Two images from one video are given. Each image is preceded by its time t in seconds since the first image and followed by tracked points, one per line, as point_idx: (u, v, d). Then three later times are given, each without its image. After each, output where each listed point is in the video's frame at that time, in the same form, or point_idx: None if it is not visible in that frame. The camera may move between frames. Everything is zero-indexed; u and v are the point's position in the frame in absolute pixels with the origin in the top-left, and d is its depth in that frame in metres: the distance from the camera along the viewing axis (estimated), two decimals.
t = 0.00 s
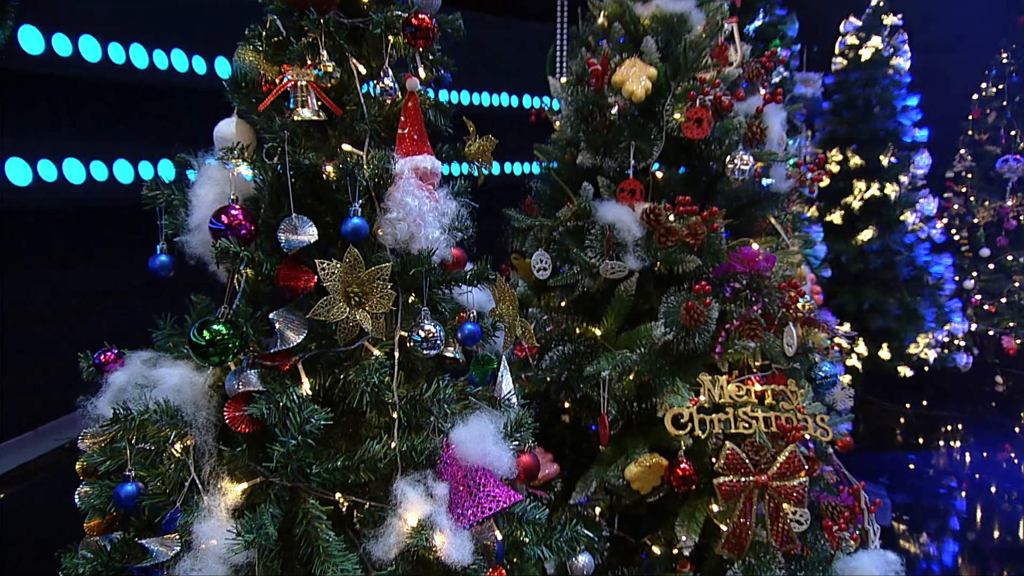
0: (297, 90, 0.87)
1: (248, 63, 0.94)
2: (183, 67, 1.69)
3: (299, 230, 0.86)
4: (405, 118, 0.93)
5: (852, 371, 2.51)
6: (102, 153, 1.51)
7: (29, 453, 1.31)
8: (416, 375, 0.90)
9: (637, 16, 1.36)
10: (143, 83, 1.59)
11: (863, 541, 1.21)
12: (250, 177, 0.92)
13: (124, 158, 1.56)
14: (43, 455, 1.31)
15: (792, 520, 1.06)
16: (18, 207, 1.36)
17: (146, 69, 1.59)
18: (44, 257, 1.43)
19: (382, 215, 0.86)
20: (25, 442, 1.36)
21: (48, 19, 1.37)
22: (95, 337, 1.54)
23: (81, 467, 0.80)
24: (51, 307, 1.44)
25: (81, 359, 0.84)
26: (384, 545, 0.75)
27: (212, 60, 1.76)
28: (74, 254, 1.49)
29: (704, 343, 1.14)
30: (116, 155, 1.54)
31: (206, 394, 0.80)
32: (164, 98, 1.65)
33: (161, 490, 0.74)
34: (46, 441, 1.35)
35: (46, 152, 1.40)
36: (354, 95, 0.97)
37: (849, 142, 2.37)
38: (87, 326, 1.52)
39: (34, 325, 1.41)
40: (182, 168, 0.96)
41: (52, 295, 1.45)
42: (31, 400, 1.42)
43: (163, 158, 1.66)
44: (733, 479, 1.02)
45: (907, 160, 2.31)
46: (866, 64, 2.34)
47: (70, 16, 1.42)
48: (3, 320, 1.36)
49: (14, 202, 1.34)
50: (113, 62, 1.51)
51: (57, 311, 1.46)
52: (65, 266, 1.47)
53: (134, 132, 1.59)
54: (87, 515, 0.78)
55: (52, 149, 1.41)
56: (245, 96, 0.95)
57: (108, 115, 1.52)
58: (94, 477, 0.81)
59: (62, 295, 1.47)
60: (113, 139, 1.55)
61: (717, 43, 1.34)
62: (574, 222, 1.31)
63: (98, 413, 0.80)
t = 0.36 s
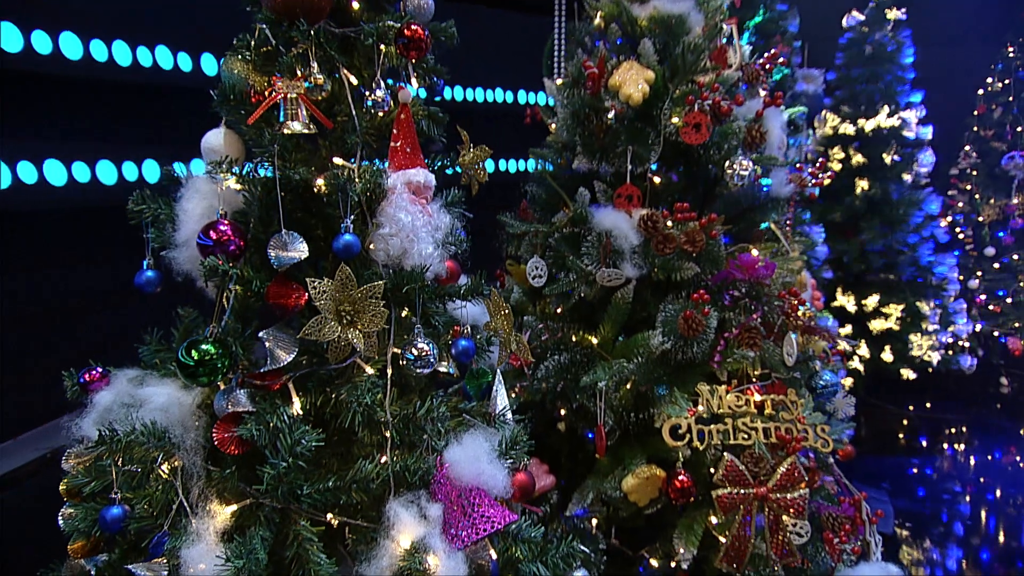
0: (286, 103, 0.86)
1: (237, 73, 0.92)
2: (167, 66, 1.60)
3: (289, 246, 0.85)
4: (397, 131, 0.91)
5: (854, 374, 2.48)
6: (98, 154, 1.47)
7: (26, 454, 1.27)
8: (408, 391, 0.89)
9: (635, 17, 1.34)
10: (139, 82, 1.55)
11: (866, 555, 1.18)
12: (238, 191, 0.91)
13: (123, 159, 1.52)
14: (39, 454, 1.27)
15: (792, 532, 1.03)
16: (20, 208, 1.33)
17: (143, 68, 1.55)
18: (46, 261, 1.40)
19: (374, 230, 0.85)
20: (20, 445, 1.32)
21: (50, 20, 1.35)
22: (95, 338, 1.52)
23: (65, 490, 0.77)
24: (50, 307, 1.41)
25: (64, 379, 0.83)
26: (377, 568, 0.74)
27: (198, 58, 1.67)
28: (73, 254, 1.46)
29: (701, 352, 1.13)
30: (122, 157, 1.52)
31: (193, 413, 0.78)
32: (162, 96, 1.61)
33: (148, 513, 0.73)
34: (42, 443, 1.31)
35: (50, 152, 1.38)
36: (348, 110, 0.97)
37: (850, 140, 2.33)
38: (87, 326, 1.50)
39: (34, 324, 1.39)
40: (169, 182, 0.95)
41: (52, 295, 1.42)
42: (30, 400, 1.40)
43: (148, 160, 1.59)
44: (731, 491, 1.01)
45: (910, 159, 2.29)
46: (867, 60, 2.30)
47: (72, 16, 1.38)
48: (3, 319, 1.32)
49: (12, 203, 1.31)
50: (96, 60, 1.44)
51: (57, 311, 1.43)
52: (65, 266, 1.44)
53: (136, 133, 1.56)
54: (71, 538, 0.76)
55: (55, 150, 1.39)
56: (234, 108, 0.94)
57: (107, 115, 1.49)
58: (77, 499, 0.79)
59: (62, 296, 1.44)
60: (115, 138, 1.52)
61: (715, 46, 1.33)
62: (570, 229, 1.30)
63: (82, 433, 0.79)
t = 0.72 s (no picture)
0: (279, 118, 0.85)
1: (228, 86, 0.90)
2: (153, 64, 1.51)
3: (283, 265, 0.84)
4: (394, 146, 0.90)
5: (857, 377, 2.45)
6: (81, 155, 1.37)
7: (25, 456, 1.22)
8: (405, 409, 0.88)
9: (634, 19, 1.33)
10: (138, 85, 1.49)
11: (869, 567, 1.16)
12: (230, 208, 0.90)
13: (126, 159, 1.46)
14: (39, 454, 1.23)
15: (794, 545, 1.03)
16: (31, 211, 1.29)
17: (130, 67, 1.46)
18: (43, 264, 1.33)
19: (370, 248, 0.84)
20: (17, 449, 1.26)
21: (46, 20, 1.28)
22: (95, 338, 1.45)
23: (51, 514, 0.76)
24: (50, 307, 1.34)
25: (51, 400, 0.82)
26: None
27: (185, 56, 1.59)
28: (73, 254, 1.39)
29: (703, 363, 1.12)
30: (110, 158, 1.43)
31: (184, 436, 0.78)
32: (160, 97, 1.55)
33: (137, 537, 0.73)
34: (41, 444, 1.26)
35: (38, 154, 1.29)
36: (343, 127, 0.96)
37: (854, 138, 2.29)
38: (87, 326, 1.42)
39: (34, 324, 1.31)
40: (159, 197, 0.94)
41: (53, 296, 1.35)
42: (33, 401, 1.33)
43: (134, 161, 1.48)
44: (734, 504, 0.99)
45: (915, 157, 2.26)
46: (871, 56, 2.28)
47: (74, 16, 1.33)
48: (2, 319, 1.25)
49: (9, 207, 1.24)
50: (78, 58, 1.34)
51: (58, 310, 1.36)
52: (65, 266, 1.37)
53: (137, 134, 1.50)
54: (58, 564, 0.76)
55: (58, 152, 1.33)
56: (227, 121, 0.94)
57: (106, 115, 1.43)
58: (64, 524, 0.77)
59: (64, 296, 1.37)
60: (114, 140, 1.45)
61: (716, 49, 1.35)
62: (569, 237, 1.30)
63: (72, 457, 0.79)
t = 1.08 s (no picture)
0: (278, 135, 0.84)
1: (227, 101, 0.91)
2: (142, 64, 1.46)
3: (283, 286, 0.84)
4: (396, 163, 0.93)
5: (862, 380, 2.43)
6: (93, 158, 1.39)
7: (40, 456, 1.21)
8: (408, 431, 0.85)
9: (637, 23, 1.33)
10: (139, 87, 1.48)
11: None
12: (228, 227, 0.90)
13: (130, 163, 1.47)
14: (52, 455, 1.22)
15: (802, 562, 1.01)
16: (26, 216, 1.29)
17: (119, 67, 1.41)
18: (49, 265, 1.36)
19: (373, 268, 0.85)
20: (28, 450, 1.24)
21: (46, 20, 1.26)
22: (95, 338, 1.46)
23: (43, 541, 0.75)
24: (51, 308, 1.36)
25: (43, 424, 0.80)
26: None
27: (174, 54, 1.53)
28: (74, 254, 1.41)
29: (708, 376, 1.11)
30: (111, 159, 1.43)
31: (183, 464, 0.78)
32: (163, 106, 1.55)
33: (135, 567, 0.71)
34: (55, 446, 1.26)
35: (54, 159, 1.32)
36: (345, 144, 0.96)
37: (859, 138, 2.28)
38: (87, 326, 1.43)
39: (34, 324, 1.32)
40: (154, 214, 0.93)
41: (53, 296, 1.36)
42: (32, 402, 1.34)
43: (152, 166, 1.52)
44: (742, 522, 0.98)
45: (922, 158, 2.21)
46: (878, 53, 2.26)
47: (74, 15, 1.31)
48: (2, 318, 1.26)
49: (16, 214, 1.26)
50: (65, 59, 1.31)
51: (58, 310, 1.37)
52: (65, 266, 1.38)
53: (137, 134, 1.49)
54: None
55: (75, 154, 1.36)
56: (225, 138, 0.92)
57: (107, 115, 1.42)
58: (55, 552, 0.76)
59: (63, 296, 1.38)
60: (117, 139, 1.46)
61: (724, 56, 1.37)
62: (570, 246, 1.29)
63: (67, 484, 0.77)
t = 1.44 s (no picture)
0: (282, 152, 0.86)
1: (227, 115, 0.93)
2: (130, 65, 1.39)
3: (287, 308, 0.84)
4: (402, 180, 0.92)
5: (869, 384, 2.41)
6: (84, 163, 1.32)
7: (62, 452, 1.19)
8: (413, 453, 0.86)
9: (644, 28, 1.36)
10: (139, 87, 1.42)
11: None
12: (231, 245, 0.89)
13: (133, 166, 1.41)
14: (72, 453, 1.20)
15: None
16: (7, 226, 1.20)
17: (108, 69, 1.35)
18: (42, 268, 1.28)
19: (380, 288, 0.86)
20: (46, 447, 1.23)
21: (40, 23, 1.21)
22: (96, 338, 1.40)
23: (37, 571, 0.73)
24: (53, 307, 1.30)
25: (38, 451, 0.77)
26: None
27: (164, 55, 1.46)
28: (73, 254, 1.34)
29: (716, 391, 1.10)
30: (104, 163, 1.36)
31: (183, 491, 0.78)
32: (159, 107, 1.48)
33: None
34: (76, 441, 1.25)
35: (48, 163, 1.26)
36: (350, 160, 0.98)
37: (867, 138, 2.25)
38: (87, 326, 1.37)
39: (34, 323, 1.27)
40: (151, 232, 0.92)
41: (53, 296, 1.30)
42: (33, 402, 1.28)
43: (142, 169, 1.43)
44: (753, 540, 0.97)
45: (931, 158, 2.20)
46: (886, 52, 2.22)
47: (74, 16, 1.27)
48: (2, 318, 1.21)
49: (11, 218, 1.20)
50: (51, 60, 1.24)
51: (58, 310, 1.31)
52: (66, 266, 1.32)
53: (136, 135, 1.43)
54: None
55: (67, 158, 1.29)
56: (226, 155, 0.93)
57: (106, 115, 1.36)
58: None
59: (64, 296, 1.32)
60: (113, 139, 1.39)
61: (730, 63, 1.40)
62: (576, 257, 1.28)
63: (62, 512, 0.75)
